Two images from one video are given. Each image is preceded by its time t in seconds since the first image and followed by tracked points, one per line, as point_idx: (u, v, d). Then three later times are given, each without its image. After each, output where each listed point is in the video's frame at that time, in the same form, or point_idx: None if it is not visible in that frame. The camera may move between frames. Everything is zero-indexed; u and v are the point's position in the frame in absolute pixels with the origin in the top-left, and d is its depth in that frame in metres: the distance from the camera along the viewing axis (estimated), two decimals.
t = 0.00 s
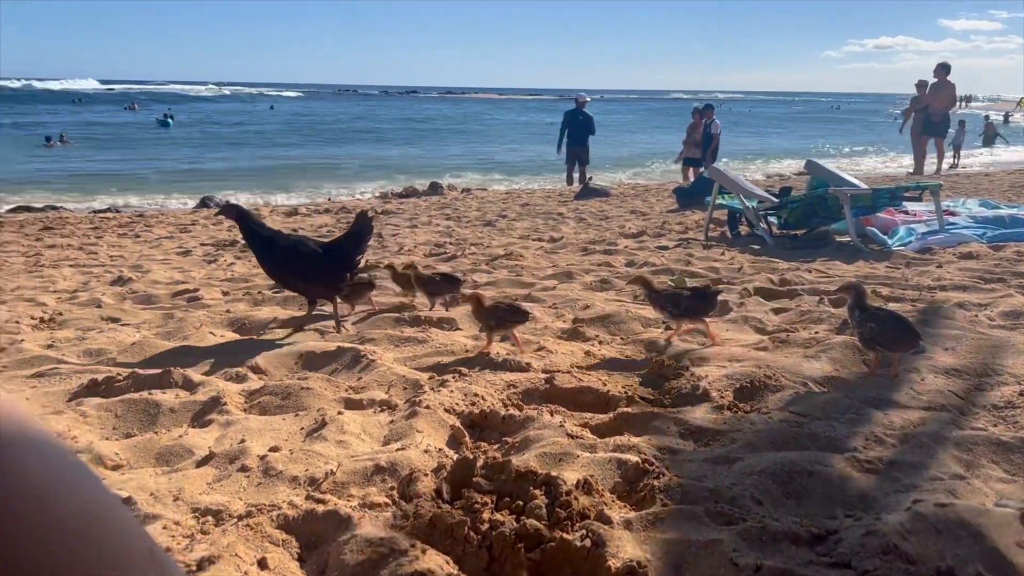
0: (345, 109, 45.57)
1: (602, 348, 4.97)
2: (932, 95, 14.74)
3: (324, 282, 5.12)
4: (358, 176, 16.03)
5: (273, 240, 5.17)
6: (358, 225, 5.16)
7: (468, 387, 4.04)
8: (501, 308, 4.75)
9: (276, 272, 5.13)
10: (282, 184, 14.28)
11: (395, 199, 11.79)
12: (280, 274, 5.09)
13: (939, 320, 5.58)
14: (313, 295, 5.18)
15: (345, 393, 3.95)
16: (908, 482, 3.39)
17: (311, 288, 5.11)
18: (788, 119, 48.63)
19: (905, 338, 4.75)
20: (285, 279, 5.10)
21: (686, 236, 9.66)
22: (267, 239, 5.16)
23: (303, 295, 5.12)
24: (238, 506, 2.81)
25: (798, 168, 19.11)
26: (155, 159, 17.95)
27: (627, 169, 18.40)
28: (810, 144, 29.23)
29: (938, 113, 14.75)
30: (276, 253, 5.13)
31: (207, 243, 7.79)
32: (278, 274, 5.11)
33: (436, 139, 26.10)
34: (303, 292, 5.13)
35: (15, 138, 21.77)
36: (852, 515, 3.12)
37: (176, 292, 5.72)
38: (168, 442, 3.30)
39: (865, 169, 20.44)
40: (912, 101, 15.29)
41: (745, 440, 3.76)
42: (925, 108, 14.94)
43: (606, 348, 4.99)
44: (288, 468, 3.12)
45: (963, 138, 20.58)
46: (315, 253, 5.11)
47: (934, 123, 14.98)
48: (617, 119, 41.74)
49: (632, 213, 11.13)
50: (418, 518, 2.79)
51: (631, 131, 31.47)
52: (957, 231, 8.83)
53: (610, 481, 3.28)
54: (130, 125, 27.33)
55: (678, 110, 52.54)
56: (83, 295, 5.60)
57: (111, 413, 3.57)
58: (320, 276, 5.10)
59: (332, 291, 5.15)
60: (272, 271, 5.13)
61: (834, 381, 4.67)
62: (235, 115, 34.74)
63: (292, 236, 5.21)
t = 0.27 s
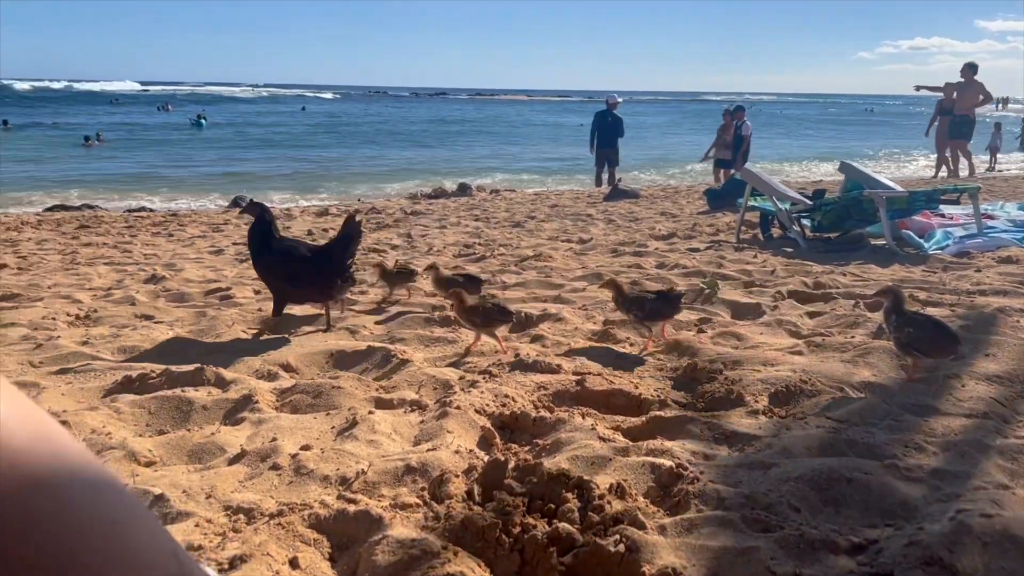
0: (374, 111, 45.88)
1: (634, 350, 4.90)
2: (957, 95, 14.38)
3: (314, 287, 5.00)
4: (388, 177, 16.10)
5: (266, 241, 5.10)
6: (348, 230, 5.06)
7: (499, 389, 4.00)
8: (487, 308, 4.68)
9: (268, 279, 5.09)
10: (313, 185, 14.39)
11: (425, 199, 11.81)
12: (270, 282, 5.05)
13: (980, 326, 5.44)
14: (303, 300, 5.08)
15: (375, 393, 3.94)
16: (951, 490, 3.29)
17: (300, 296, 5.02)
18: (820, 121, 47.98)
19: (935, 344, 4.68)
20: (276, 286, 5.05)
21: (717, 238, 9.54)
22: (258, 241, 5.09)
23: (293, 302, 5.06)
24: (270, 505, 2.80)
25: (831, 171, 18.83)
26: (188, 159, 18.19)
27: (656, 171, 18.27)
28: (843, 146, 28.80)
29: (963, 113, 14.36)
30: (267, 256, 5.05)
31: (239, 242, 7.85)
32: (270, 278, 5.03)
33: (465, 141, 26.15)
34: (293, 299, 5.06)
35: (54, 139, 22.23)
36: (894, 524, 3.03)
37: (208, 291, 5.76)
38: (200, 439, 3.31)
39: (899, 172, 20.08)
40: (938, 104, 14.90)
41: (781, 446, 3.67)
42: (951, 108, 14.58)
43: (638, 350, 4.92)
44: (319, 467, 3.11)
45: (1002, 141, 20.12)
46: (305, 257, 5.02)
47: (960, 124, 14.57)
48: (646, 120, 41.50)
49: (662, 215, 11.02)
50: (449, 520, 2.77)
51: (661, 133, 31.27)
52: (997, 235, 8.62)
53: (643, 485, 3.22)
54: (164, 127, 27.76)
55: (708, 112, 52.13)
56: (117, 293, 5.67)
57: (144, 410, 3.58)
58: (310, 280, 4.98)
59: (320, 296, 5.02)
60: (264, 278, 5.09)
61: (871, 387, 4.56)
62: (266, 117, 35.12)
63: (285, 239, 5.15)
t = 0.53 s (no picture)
0: (404, 111, 46.16)
1: (668, 356, 4.84)
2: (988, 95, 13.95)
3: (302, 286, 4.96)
4: (418, 179, 16.15)
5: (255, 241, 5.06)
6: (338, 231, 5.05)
7: (532, 395, 3.97)
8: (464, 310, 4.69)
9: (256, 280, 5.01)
10: (344, 186, 14.48)
11: (455, 201, 11.81)
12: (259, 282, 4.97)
13: None
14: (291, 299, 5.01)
15: (408, 397, 3.93)
16: (999, 506, 3.19)
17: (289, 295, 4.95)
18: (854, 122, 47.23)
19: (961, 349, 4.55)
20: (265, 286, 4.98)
21: (750, 242, 9.41)
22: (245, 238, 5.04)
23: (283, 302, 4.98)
24: (305, 510, 2.80)
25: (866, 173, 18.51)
26: (222, 160, 18.43)
27: (687, 172, 18.11)
28: (879, 148, 28.32)
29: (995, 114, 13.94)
30: (255, 254, 5.00)
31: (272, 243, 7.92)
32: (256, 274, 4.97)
33: (494, 142, 26.17)
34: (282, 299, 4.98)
35: (92, 139, 22.66)
36: (939, 540, 2.94)
37: (242, 292, 5.81)
38: (235, 442, 3.32)
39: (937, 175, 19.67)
40: (967, 104, 14.50)
41: (821, 457, 3.59)
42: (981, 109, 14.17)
43: (672, 356, 4.85)
44: (353, 472, 3.10)
45: None
46: (294, 256, 4.99)
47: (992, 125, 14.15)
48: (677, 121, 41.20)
49: (694, 217, 10.91)
50: (484, 529, 2.74)
51: (692, 134, 31.03)
52: None
53: (680, 496, 3.17)
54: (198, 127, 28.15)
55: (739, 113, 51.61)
56: (154, 293, 5.74)
57: (180, 411, 3.61)
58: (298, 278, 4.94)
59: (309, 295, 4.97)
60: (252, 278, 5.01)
61: (913, 396, 4.44)
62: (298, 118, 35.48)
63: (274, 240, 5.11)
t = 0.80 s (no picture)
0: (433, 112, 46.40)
1: (702, 360, 4.77)
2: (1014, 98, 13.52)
3: (287, 286, 4.87)
4: (447, 179, 16.19)
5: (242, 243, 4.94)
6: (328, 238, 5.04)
7: (564, 398, 3.94)
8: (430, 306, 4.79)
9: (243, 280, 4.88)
10: (374, 187, 14.57)
11: (484, 202, 11.81)
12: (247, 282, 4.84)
13: None
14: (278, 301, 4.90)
15: (441, 400, 3.92)
16: None
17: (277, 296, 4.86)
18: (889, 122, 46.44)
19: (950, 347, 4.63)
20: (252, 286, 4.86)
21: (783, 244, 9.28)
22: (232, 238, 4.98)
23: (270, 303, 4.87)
24: (339, 513, 2.80)
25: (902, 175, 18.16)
26: (255, 161, 18.66)
27: (718, 174, 17.94)
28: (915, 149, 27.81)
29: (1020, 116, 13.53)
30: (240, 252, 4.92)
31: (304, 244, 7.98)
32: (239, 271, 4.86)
33: (523, 143, 26.16)
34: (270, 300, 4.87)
35: (128, 140, 23.09)
36: (985, 554, 2.87)
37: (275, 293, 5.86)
38: (270, 444, 3.34)
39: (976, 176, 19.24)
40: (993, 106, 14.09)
41: (860, 466, 3.51)
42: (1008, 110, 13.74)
43: (706, 360, 4.79)
44: (387, 475, 3.10)
45: None
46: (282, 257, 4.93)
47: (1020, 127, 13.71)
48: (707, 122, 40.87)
49: (725, 219, 10.78)
50: (518, 535, 2.72)
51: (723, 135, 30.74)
52: None
53: (716, 504, 3.12)
54: (231, 128, 28.52)
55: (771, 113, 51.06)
56: (189, 293, 5.80)
57: (215, 412, 3.64)
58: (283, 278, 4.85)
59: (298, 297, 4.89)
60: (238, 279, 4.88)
61: (954, 404, 4.33)
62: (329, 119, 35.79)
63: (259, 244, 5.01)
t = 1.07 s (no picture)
0: (463, 113, 46.50)
1: (740, 363, 4.69)
2: None
3: (275, 295, 4.82)
4: (478, 180, 16.20)
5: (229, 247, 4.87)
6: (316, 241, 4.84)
7: (602, 401, 3.89)
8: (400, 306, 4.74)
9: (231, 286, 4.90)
10: (406, 187, 14.63)
11: (516, 202, 11.78)
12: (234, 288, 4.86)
13: None
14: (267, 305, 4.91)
15: (477, 401, 3.90)
16: None
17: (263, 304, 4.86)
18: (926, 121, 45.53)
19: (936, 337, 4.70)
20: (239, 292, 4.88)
21: (820, 245, 9.12)
22: (219, 238, 4.86)
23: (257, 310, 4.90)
24: (378, 515, 2.78)
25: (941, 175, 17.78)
26: (288, 162, 18.84)
27: (751, 173, 17.72)
28: (954, 148, 27.20)
29: None
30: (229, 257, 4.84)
31: (338, 244, 8.02)
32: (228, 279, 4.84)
33: (554, 143, 26.10)
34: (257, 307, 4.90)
35: (165, 141, 23.49)
36: None
37: (311, 292, 5.89)
38: (308, 444, 3.34)
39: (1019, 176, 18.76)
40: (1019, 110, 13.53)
41: (908, 473, 3.41)
42: None
43: (744, 363, 4.70)
44: (425, 477, 3.09)
45: None
46: (269, 263, 4.83)
47: None
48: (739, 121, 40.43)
49: (761, 220, 10.63)
50: (559, 540, 2.68)
51: (755, 134, 30.38)
52: None
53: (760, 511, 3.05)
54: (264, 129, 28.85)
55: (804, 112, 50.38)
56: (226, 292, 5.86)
57: (253, 411, 3.66)
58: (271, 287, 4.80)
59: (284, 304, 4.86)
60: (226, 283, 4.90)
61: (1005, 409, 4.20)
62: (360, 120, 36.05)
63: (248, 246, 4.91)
